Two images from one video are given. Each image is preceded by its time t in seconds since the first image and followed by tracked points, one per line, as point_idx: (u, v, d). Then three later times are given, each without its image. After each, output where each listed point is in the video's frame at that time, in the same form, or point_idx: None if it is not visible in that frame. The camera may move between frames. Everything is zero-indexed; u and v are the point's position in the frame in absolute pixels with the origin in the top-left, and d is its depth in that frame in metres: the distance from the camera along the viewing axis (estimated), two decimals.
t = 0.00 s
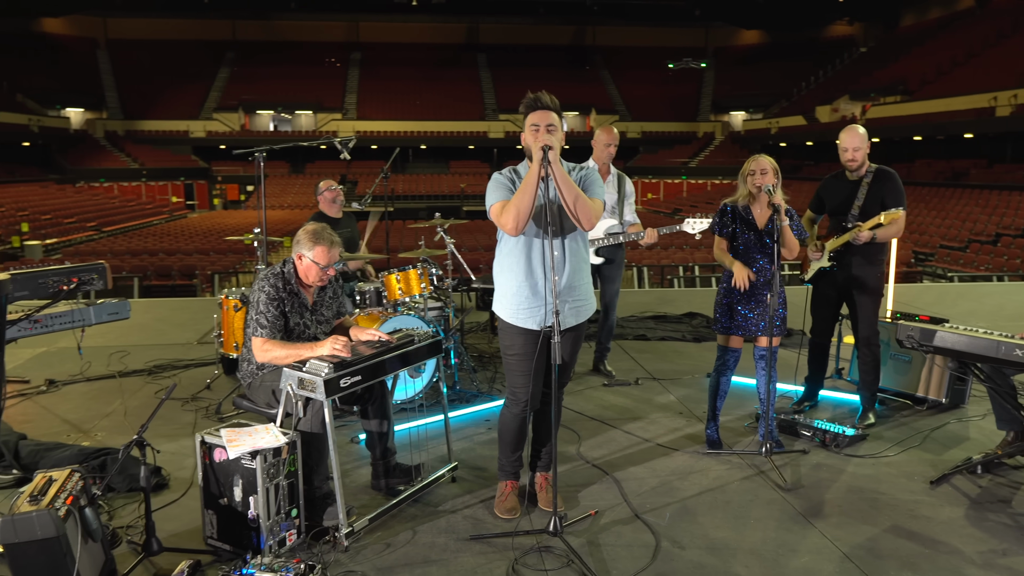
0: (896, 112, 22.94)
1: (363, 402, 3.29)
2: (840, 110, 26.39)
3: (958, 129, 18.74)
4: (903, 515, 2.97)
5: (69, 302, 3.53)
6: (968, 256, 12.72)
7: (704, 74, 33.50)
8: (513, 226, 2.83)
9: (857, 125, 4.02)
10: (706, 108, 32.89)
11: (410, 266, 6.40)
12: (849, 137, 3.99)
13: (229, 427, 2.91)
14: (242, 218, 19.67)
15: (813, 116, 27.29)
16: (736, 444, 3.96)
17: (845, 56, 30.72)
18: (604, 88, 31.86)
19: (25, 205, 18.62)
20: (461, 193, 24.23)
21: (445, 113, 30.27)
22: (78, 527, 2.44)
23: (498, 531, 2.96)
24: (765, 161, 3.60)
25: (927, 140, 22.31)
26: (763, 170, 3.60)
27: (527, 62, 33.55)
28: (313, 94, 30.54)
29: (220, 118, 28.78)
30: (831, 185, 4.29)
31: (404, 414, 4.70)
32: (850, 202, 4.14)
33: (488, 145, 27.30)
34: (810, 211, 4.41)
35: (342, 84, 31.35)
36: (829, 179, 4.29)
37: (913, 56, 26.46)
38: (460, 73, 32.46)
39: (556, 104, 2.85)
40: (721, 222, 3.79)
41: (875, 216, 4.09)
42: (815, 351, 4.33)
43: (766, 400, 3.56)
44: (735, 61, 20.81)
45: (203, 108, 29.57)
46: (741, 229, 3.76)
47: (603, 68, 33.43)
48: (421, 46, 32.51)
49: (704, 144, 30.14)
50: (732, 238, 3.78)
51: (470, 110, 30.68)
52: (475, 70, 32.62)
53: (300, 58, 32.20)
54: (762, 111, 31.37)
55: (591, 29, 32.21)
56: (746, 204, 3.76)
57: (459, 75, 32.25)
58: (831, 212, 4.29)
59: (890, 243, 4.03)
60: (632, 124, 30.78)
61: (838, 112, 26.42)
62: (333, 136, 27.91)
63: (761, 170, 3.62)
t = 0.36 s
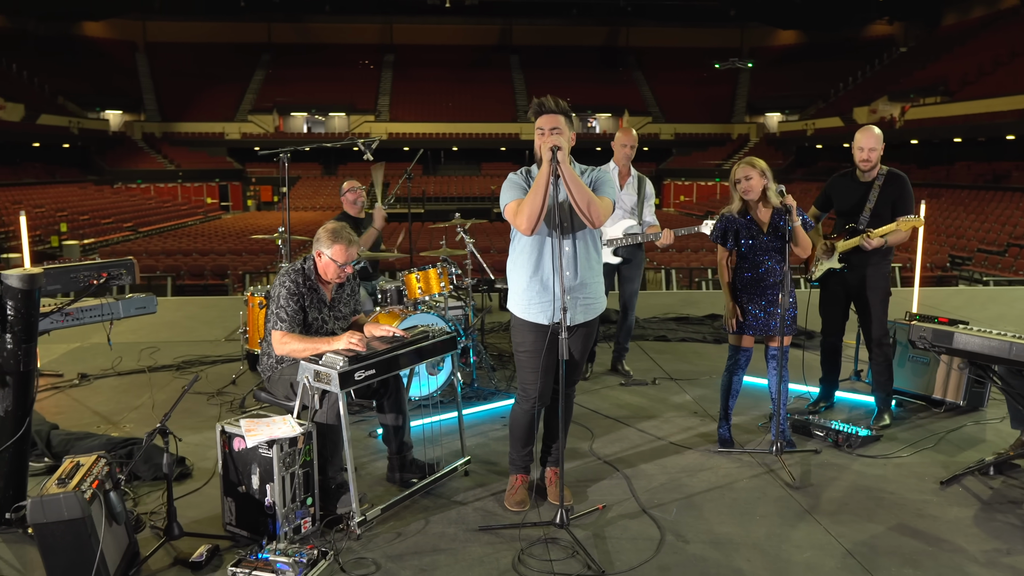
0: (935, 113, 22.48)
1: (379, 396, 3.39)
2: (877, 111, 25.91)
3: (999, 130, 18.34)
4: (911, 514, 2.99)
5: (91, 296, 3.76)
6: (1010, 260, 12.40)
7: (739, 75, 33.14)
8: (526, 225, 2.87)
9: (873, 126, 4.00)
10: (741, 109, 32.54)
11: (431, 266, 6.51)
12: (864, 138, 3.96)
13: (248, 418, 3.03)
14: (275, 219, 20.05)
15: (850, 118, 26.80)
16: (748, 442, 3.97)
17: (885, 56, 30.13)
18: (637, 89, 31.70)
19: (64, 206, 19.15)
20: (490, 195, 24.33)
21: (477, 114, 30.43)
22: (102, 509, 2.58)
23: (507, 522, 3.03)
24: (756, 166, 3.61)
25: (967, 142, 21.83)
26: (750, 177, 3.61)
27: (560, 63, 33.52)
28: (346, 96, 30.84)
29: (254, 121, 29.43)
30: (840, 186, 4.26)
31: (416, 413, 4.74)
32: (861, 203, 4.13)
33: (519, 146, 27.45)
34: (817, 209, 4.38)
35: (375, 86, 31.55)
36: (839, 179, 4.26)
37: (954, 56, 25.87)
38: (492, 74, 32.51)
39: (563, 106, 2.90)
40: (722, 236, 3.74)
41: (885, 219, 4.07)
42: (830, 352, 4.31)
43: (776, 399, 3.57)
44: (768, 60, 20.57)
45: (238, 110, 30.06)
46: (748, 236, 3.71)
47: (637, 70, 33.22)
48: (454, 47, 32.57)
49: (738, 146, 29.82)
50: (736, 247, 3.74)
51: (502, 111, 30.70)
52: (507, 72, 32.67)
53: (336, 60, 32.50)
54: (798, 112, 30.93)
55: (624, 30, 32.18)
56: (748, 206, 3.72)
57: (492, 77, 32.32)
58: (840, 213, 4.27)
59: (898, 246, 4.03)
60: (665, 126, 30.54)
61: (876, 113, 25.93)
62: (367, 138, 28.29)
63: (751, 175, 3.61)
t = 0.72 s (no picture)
0: (958, 114, 22.18)
1: (382, 390, 3.47)
2: (900, 112, 25.60)
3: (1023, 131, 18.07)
4: (905, 511, 3.03)
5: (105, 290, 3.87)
6: None
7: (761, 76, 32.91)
8: (524, 226, 2.94)
9: (868, 127, 4.05)
10: (762, 110, 32.32)
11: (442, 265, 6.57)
12: (860, 137, 3.99)
13: (255, 410, 3.11)
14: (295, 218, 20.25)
15: (873, 119, 26.51)
16: (749, 440, 4.00)
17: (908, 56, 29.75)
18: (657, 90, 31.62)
19: (89, 205, 19.45)
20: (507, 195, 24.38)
21: (498, 115, 30.47)
22: (113, 495, 2.67)
23: (506, 514, 3.10)
24: (754, 168, 3.64)
25: (990, 144, 21.51)
26: (748, 178, 3.64)
27: (580, 64, 33.50)
28: (367, 97, 31.03)
29: (276, 121, 29.76)
30: (837, 186, 4.29)
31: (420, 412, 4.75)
32: (855, 203, 4.17)
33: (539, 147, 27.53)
34: (816, 210, 4.40)
35: (396, 87, 31.69)
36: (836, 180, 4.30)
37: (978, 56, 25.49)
38: (513, 75, 32.58)
39: (561, 109, 2.97)
40: (721, 235, 3.78)
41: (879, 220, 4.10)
42: (833, 351, 4.32)
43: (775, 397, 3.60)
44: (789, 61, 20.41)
45: (260, 110, 30.33)
46: (749, 235, 3.74)
47: (657, 70, 33.07)
48: (475, 48, 32.63)
49: (758, 147, 29.64)
50: (737, 247, 3.78)
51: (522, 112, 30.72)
52: (527, 73, 32.70)
53: (358, 62, 32.68)
54: (819, 113, 30.63)
55: (644, 31, 32.17)
56: (750, 206, 3.76)
57: (511, 78, 32.38)
58: (836, 213, 4.30)
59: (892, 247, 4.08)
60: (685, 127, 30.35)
61: (899, 114, 25.62)
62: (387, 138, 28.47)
63: (756, 174, 3.65)
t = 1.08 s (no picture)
0: (979, 114, 21.89)
1: (381, 384, 3.54)
2: (921, 113, 25.31)
3: None
4: (894, 509, 3.05)
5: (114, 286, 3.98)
6: None
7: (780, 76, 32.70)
8: (516, 225, 3.00)
9: (865, 126, 4.07)
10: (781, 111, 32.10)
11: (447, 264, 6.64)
12: (856, 136, 4.02)
13: (255, 403, 3.19)
14: (314, 217, 20.45)
15: (893, 119, 26.25)
16: (744, 438, 4.02)
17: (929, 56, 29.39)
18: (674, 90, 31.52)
19: (113, 204, 19.79)
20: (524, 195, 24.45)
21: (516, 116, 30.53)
22: (117, 483, 2.77)
23: (499, 507, 3.16)
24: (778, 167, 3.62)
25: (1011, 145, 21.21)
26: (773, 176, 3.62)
27: (598, 65, 33.46)
28: (385, 97, 31.23)
29: (296, 122, 30.05)
30: (838, 188, 4.31)
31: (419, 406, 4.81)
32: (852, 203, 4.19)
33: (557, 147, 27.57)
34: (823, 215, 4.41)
35: (415, 87, 31.84)
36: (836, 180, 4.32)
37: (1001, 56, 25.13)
38: (531, 76, 32.62)
39: (554, 111, 3.05)
40: (729, 230, 3.79)
41: (877, 222, 4.11)
42: (833, 350, 4.32)
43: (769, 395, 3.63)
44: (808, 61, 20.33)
45: (281, 111, 30.61)
46: (747, 234, 3.76)
47: (675, 71, 32.96)
48: (494, 49, 32.77)
49: (777, 148, 29.47)
50: (738, 243, 3.80)
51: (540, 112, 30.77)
52: (544, 74, 32.71)
53: (379, 62, 32.84)
54: (839, 113, 30.36)
55: (663, 31, 32.11)
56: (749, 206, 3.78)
57: (529, 79, 32.45)
58: (838, 214, 4.31)
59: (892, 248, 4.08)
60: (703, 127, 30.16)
61: (919, 115, 25.33)
62: (406, 138, 28.62)
63: (771, 173, 3.63)
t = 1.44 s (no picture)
0: (1012, 113, 21.41)
1: (384, 379, 3.63)
2: (952, 112, 24.80)
3: None
4: (889, 508, 3.06)
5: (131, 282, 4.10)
6: None
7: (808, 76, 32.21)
8: (513, 224, 3.08)
9: (860, 134, 4.01)
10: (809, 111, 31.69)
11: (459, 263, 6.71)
12: (851, 146, 3.99)
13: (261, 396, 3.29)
14: (340, 217, 20.64)
15: (922, 119, 25.84)
16: (746, 436, 4.03)
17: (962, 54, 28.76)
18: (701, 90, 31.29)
19: (146, 204, 20.21)
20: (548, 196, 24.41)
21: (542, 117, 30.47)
22: (127, 471, 2.88)
23: (496, 500, 3.22)
24: (760, 164, 3.69)
25: None
26: (758, 174, 3.69)
27: (625, 65, 33.29)
28: (412, 99, 31.36)
29: (325, 123, 30.40)
30: (836, 192, 4.28)
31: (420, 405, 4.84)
32: (855, 213, 4.16)
33: (582, 148, 27.53)
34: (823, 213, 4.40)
35: (441, 89, 31.97)
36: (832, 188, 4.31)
37: None
38: (557, 77, 32.57)
39: (552, 112, 3.12)
40: (726, 230, 3.85)
41: (881, 227, 4.10)
42: (839, 352, 4.31)
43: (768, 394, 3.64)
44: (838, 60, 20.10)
45: (309, 112, 30.93)
46: (744, 233, 3.81)
47: (702, 71, 32.73)
48: (521, 50, 32.85)
49: (805, 148, 29.14)
50: (736, 243, 3.84)
51: (566, 114, 30.73)
52: (570, 74, 32.67)
53: (406, 63, 33.03)
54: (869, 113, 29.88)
55: (689, 32, 32.05)
56: (749, 206, 3.80)
57: (555, 79, 32.44)
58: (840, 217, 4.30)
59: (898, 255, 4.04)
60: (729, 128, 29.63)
61: (951, 114, 24.81)
62: (432, 139, 28.76)
63: (758, 173, 3.70)
